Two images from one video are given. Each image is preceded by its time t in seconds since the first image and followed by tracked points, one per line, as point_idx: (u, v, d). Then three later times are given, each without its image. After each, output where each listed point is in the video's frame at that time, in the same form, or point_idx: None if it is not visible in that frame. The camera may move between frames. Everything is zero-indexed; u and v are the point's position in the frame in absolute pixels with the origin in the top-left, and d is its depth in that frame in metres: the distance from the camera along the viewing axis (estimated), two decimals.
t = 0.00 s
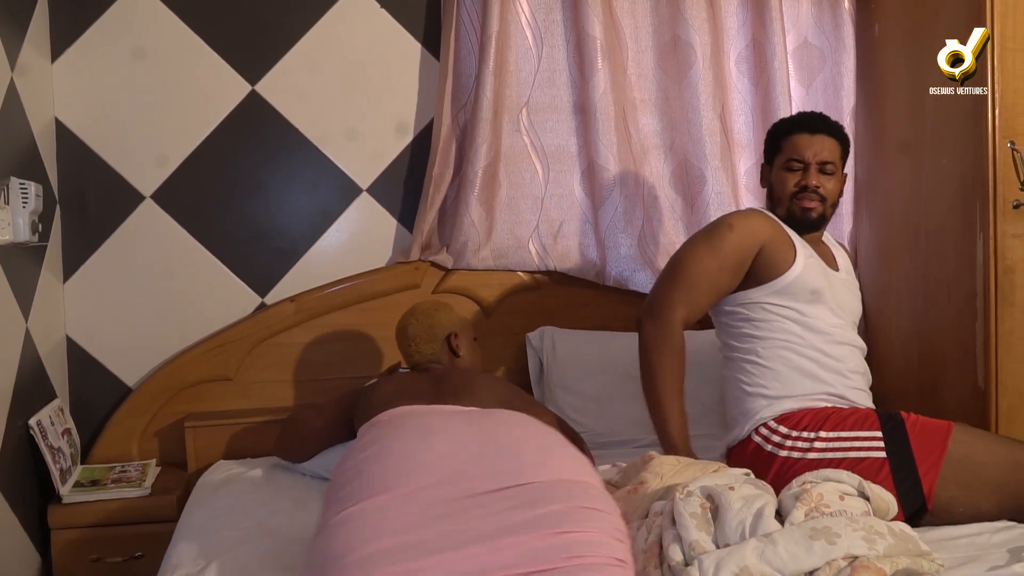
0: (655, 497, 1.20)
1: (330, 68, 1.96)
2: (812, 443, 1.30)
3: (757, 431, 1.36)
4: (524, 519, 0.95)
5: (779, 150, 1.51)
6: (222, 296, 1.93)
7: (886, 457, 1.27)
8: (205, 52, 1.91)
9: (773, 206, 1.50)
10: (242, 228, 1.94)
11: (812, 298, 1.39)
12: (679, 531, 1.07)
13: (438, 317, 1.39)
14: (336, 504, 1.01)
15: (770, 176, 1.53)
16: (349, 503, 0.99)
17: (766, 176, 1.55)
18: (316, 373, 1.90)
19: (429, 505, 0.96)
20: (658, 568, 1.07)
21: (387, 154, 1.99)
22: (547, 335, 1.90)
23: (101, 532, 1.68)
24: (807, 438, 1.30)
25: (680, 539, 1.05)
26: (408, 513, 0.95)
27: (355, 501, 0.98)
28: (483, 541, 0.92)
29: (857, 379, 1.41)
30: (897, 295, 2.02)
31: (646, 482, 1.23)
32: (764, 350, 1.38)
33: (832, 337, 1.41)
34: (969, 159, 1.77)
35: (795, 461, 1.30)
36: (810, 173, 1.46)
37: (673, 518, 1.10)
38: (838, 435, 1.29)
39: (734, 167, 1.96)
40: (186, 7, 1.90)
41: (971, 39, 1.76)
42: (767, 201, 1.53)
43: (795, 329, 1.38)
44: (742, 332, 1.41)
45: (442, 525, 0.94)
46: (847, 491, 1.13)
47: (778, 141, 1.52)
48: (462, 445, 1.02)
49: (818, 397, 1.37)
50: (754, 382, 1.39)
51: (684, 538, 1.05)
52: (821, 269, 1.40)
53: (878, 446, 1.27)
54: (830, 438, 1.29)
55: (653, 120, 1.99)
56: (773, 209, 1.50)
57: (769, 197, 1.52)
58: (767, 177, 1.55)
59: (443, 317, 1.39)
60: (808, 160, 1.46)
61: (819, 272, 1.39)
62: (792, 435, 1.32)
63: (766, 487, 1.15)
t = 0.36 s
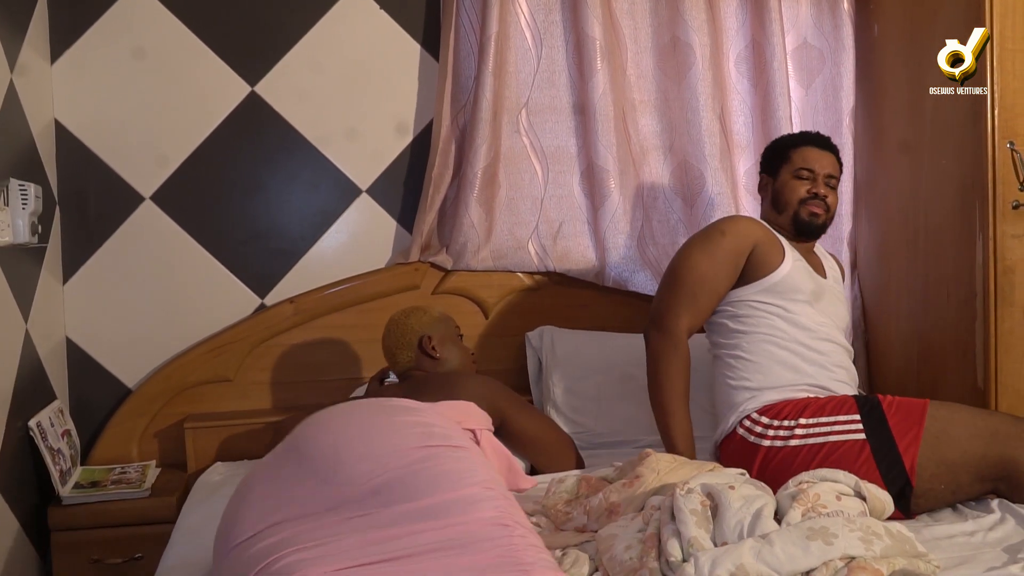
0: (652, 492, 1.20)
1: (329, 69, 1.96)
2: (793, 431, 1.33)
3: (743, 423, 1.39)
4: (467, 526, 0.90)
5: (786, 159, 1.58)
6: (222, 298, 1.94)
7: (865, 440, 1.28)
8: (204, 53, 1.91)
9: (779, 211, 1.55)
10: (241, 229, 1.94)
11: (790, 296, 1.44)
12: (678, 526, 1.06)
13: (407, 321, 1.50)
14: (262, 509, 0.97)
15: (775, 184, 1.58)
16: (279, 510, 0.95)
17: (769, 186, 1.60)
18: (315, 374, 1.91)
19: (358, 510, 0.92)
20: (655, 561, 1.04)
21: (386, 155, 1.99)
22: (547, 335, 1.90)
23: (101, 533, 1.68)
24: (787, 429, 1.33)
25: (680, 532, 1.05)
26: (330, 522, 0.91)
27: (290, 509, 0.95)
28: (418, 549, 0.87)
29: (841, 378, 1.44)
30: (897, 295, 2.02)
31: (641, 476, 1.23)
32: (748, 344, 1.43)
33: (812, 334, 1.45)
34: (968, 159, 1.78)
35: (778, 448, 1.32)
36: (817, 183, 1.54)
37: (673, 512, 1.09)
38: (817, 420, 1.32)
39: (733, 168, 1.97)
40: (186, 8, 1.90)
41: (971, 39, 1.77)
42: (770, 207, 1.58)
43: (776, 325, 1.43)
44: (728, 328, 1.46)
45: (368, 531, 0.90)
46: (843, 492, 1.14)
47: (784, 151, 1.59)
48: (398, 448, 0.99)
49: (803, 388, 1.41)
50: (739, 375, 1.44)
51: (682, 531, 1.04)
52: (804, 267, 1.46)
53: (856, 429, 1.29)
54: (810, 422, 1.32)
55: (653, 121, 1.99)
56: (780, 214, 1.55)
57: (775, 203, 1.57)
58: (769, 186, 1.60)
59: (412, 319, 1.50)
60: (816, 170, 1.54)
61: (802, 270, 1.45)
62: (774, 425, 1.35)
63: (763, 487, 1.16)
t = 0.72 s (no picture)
0: (645, 491, 1.22)
1: (329, 72, 1.98)
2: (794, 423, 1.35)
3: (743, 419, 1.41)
4: (458, 522, 0.90)
5: (782, 168, 1.61)
6: (224, 298, 1.96)
7: (866, 428, 1.32)
8: (206, 57, 1.93)
9: (780, 215, 1.57)
10: (242, 231, 1.96)
11: (790, 295, 1.47)
12: (673, 524, 1.09)
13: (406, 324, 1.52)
14: (258, 516, 0.98)
15: (774, 192, 1.60)
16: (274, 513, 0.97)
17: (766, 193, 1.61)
18: (316, 375, 1.93)
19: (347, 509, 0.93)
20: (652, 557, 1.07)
21: (385, 158, 2.01)
22: (544, 337, 1.93)
23: (106, 532, 1.70)
24: (788, 423, 1.36)
25: (675, 529, 1.07)
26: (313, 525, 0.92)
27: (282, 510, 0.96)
28: (408, 537, 0.89)
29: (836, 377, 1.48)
30: (890, 295, 2.04)
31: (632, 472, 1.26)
32: (751, 342, 1.45)
33: (810, 334, 1.48)
34: (959, 162, 1.80)
35: (780, 440, 1.35)
36: (813, 192, 1.59)
37: (668, 511, 1.12)
38: (817, 411, 1.34)
39: (729, 170, 1.99)
40: (187, 12, 1.92)
41: (971, 39, 1.77)
42: (769, 213, 1.60)
43: (777, 324, 1.46)
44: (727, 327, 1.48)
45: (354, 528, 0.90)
46: (837, 489, 1.17)
47: (779, 162, 1.62)
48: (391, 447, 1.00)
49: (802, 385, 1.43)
50: (739, 372, 1.45)
51: (678, 529, 1.07)
52: (801, 273, 1.50)
53: (856, 418, 1.33)
54: (812, 415, 1.34)
55: (649, 123, 2.02)
56: (781, 219, 1.57)
57: (775, 208, 1.58)
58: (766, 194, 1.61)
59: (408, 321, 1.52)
60: (812, 180, 1.59)
61: (800, 276, 1.49)
62: (775, 418, 1.37)
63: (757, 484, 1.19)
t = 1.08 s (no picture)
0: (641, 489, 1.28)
1: (332, 80, 2.05)
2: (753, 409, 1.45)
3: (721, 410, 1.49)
4: (470, 524, 0.95)
5: (758, 190, 1.67)
6: (230, 299, 2.02)
7: (816, 396, 1.39)
8: (212, 66, 1.99)
9: (751, 238, 1.65)
10: (247, 234, 2.02)
11: (764, 300, 1.56)
12: (669, 515, 1.15)
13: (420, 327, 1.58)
14: (314, 494, 1.03)
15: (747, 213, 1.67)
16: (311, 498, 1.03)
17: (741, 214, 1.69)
18: (319, 374, 1.99)
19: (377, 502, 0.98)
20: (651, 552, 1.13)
21: (385, 163, 2.08)
22: (540, 337, 1.99)
23: (117, 525, 1.76)
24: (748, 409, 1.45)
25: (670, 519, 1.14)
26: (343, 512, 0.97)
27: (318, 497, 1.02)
28: (425, 533, 0.94)
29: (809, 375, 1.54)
30: (875, 295, 2.11)
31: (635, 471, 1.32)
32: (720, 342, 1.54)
33: (777, 334, 1.56)
34: (941, 165, 1.87)
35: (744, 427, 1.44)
36: (787, 215, 1.65)
37: (665, 503, 1.18)
38: (771, 393, 1.43)
39: (719, 174, 2.06)
40: (194, 22, 1.98)
41: (971, 40, 1.82)
42: (740, 234, 1.68)
43: (744, 327, 1.55)
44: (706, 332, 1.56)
45: (379, 521, 0.95)
46: (828, 483, 1.21)
47: (758, 182, 1.68)
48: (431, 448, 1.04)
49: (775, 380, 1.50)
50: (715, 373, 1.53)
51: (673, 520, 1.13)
52: (779, 286, 1.60)
53: (806, 389, 1.40)
54: (765, 396, 1.44)
55: (642, 128, 2.08)
56: (751, 241, 1.65)
57: (746, 230, 1.66)
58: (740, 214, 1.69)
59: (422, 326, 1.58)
60: (787, 203, 1.65)
61: (777, 287, 1.59)
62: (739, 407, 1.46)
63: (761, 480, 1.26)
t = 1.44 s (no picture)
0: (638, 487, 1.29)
1: (330, 81, 2.06)
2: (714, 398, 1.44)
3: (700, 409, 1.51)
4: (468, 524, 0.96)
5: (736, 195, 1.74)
6: (229, 300, 2.03)
7: (767, 369, 1.39)
8: (211, 68, 2.00)
9: (729, 243, 1.72)
10: (246, 235, 2.03)
11: (748, 304, 1.56)
12: (670, 510, 1.16)
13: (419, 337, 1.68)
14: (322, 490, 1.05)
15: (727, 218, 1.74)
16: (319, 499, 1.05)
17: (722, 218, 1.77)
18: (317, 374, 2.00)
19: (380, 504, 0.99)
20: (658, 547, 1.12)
21: (383, 164, 2.09)
22: (539, 334, 2.00)
23: (118, 524, 1.77)
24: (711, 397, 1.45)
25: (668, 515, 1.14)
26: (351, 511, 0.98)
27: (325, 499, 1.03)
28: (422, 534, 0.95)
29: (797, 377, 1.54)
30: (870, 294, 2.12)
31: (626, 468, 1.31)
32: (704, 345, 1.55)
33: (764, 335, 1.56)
34: (937, 166, 1.88)
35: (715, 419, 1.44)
36: (765, 219, 1.70)
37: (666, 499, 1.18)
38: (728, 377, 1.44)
39: (715, 174, 2.07)
40: (193, 24, 1.99)
41: (970, 40, 1.83)
42: (721, 238, 1.75)
43: (730, 328, 1.55)
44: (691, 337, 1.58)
45: (384, 520, 0.96)
46: (825, 482, 1.23)
47: (736, 186, 1.74)
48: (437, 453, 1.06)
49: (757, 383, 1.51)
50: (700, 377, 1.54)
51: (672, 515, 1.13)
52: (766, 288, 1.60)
53: (757, 365, 1.41)
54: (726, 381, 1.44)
55: (638, 130, 2.09)
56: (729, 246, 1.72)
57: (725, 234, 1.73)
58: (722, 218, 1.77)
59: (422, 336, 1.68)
60: (764, 208, 1.70)
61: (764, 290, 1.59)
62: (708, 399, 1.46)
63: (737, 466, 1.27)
